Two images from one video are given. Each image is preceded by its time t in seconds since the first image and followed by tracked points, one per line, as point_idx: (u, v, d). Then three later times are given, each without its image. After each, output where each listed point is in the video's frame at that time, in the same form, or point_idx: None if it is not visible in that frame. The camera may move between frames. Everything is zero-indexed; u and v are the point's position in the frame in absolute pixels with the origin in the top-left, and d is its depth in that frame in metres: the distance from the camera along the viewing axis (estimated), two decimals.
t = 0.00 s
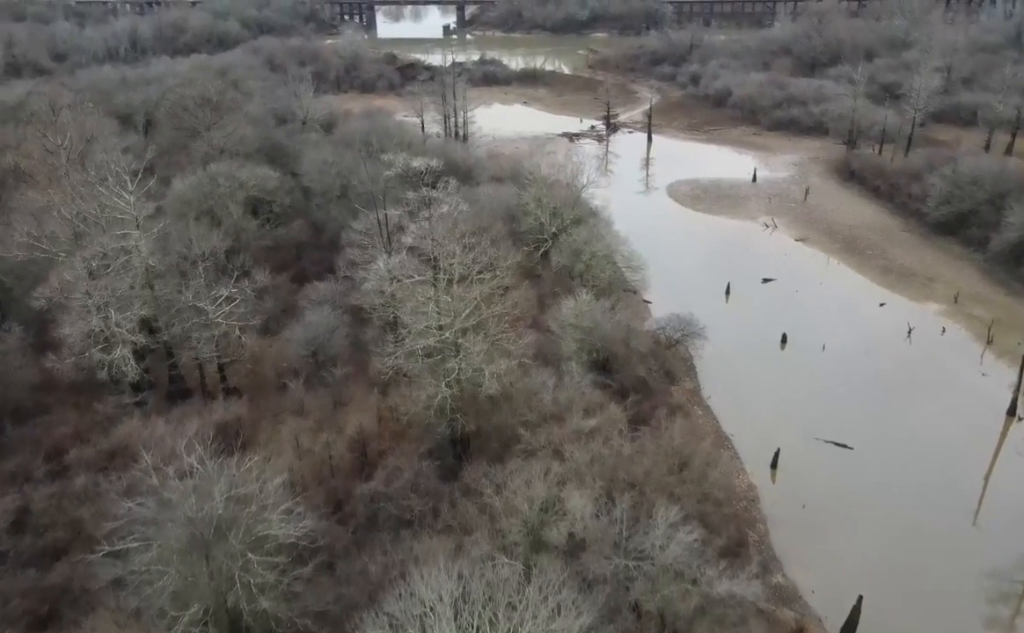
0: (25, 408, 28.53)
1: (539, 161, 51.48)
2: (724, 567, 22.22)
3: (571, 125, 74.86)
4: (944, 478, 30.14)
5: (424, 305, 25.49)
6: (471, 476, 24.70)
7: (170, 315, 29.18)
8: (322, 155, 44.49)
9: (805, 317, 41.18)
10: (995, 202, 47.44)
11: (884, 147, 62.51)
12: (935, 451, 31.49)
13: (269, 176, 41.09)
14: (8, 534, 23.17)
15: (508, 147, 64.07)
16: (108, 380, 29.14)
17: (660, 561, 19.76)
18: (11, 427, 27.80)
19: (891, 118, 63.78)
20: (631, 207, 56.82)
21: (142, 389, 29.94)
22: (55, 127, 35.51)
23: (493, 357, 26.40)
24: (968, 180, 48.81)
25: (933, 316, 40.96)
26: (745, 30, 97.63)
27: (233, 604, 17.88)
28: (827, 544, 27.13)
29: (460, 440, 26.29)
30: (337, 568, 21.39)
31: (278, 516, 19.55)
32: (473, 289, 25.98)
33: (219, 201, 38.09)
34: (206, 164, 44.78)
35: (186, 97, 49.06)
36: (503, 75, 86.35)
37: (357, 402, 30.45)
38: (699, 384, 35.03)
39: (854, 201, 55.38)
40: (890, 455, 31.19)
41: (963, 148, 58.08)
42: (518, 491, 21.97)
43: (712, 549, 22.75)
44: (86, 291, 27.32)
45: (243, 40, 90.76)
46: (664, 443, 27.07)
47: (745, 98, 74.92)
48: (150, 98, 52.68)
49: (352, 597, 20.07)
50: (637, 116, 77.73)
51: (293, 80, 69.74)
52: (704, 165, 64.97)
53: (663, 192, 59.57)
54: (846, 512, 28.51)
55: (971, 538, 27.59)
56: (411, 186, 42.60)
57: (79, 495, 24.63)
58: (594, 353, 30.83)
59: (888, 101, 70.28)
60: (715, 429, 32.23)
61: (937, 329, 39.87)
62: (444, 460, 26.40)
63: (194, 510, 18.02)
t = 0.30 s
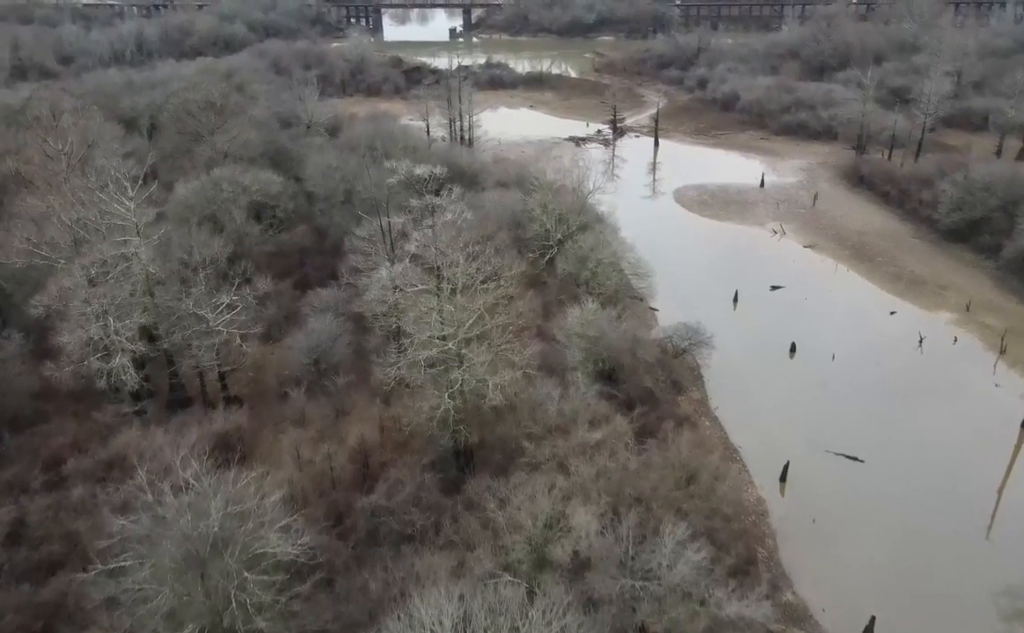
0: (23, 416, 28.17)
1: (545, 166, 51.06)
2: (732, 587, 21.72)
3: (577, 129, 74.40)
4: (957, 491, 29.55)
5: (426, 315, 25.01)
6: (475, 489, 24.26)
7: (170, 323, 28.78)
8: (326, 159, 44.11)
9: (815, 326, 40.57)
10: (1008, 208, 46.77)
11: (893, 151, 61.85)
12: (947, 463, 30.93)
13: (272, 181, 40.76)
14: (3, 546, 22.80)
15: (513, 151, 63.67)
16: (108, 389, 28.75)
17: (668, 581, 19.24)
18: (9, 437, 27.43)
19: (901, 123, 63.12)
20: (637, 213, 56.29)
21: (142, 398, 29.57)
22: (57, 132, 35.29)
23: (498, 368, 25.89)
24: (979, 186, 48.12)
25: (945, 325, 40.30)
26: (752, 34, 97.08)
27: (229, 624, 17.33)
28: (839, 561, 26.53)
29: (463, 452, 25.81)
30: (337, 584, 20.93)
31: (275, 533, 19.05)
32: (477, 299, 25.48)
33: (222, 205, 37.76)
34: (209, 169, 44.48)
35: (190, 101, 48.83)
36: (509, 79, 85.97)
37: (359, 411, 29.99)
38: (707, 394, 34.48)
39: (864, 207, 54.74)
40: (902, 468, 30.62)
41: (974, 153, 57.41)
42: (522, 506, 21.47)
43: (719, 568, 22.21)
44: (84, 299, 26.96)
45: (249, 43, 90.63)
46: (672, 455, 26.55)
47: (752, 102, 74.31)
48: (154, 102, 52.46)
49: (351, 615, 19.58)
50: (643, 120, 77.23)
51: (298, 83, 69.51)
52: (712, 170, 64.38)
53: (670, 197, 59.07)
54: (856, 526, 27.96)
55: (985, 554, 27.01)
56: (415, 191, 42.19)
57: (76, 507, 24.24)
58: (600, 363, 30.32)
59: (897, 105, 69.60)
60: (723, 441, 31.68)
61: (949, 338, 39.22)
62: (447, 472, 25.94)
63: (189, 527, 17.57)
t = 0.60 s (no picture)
0: (22, 425, 27.80)
1: (551, 171, 50.59)
2: (742, 607, 21.17)
3: (584, 133, 73.91)
4: (972, 504, 28.89)
5: (429, 326, 24.55)
6: (478, 503, 23.75)
7: (170, 331, 28.37)
8: (330, 163, 43.71)
9: (824, 335, 39.96)
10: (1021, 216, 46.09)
11: (903, 157, 61.14)
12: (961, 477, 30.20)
13: (275, 186, 40.40)
14: None
15: (519, 156, 63.23)
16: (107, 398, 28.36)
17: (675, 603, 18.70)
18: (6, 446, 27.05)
19: (911, 127, 62.41)
20: (644, 218, 55.75)
21: (141, 407, 29.16)
22: (59, 137, 35.02)
23: (502, 379, 25.40)
24: (992, 193, 47.44)
25: (958, 334, 39.62)
26: (760, 38, 96.46)
27: None
28: (851, 580, 25.79)
29: (466, 465, 25.31)
30: (336, 602, 20.47)
31: (272, 551, 18.57)
32: (481, 309, 25.02)
33: (224, 210, 37.41)
34: (213, 173, 44.15)
35: (194, 105, 48.55)
36: (516, 83, 85.58)
37: (361, 421, 29.53)
38: (715, 406, 33.89)
39: (873, 213, 54.08)
40: (914, 481, 29.97)
41: (985, 159, 56.68)
42: (526, 522, 20.97)
43: (728, 588, 21.65)
44: (83, 307, 26.58)
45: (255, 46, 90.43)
46: (679, 469, 26.01)
47: (761, 106, 73.70)
48: (158, 106, 52.20)
49: None
50: (651, 124, 76.70)
51: (303, 86, 69.23)
52: (720, 175, 63.76)
53: (677, 202, 58.51)
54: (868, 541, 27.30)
55: (1000, 569, 26.33)
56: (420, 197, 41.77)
57: (72, 519, 23.83)
58: (606, 373, 29.83)
59: (907, 110, 68.89)
60: (731, 453, 31.06)
61: (961, 348, 38.53)
62: (450, 485, 25.46)
63: (183, 546, 17.10)
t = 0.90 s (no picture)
0: (22, 433, 27.44)
1: (558, 176, 50.11)
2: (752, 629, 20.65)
3: (591, 137, 73.43)
4: (985, 521, 28.36)
5: (434, 337, 24.07)
6: (482, 517, 23.24)
7: (171, 339, 27.96)
8: (335, 168, 43.33)
9: (835, 344, 39.34)
10: None
11: (915, 162, 60.43)
12: (975, 493, 29.62)
13: (279, 192, 40.05)
14: None
15: (526, 161, 62.77)
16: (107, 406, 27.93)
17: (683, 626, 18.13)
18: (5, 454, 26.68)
19: (923, 133, 61.71)
20: (652, 224, 55.26)
21: (142, 416, 28.74)
22: (64, 142, 34.79)
23: (507, 390, 24.90)
24: (1006, 200, 46.73)
25: (971, 344, 38.97)
26: (769, 41, 95.82)
27: None
28: (863, 597, 25.24)
29: (471, 477, 24.79)
30: (336, 620, 20.03)
31: (270, 570, 18.07)
32: (487, 319, 24.53)
33: (228, 215, 37.04)
34: (217, 177, 43.85)
35: (199, 110, 48.28)
36: (523, 86, 85.18)
37: (364, 431, 29.08)
38: (724, 416, 33.32)
39: (884, 219, 53.41)
40: (927, 496, 29.40)
41: (998, 165, 55.98)
42: (531, 539, 20.46)
43: (737, 609, 21.15)
44: (83, 315, 26.17)
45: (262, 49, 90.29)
46: (688, 483, 25.48)
47: (770, 110, 73.08)
48: (164, 109, 51.95)
49: None
50: (659, 129, 76.14)
51: (310, 89, 68.92)
52: (728, 180, 63.12)
53: (685, 208, 57.94)
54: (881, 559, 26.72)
55: (1016, 588, 25.80)
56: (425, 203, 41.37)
57: (70, 532, 23.44)
58: (613, 383, 29.35)
59: (919, 115, 68.16)
60: (740, 465, 30.48)
61: (974, 357, 37.88)
62: (454, 497, 24.95)
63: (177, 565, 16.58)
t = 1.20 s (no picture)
0: (21, 442, 27.11)
1: (565, 182, 49.58)
2: None
3: (600, 142, 72.93)
4: (1002, 538, 27.71)
5: (439, 348, 23.58)
6: (486, 532, 22.77)
7: (173, 347, 27.56)
8: (340, 173, 42.96)
9: (846, 354, 38.70)
10: None
11: (927, 167, 59.68)
12: (992, 509, 28.92)
13: (285, 197, 39.72)
14: None
15: (533, 166, 62.32)
16: (107, 415, 27.57)
17: None
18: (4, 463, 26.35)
19: (936, 138, 60.93)
20: (660, 229, 54.75)
21: (143, 425, 28.35)
22: (68, 147, 34.54)
23: (513, 402, 24.40)
24: (1021, 207, 45.98)
25: (985, 354, 38.27)
26: (779, 45, 95.15)
27: None
28: (878, 617, 24.58)
29: (476, 490, 24.29)
30: None
31: (269, 589, 17.58)
32: (492, 329, 24.04)
33: (233, 221, 36.73)
34: (222, 182, 43.58)
35: (205, 114, 48.06)
36: (531, 90, 84.82)
37: (367, 441, 28.63)
38: (733, 428, 32.71)
39: (896, 225, 52.72)
40: (942, 511, 28.78)
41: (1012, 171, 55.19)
42: (537, 557, 19.93)
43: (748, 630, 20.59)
44: (83, 323, 25.80)
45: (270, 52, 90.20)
46: (697, 498, 24.94)
47: (780, 115, 72.44)
48: (170, 113, 51.76)
49: None
50: (667, 133, 75.55)
51: (317, 93, 68.70)
52: (737, 185, 62.52)
53: (694, 213, 57.38)
54: (896, 576, 26.09)
55: None
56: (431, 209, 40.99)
57: (67, 544, 23.05)
58: (621, 394, 28.85)
59: (931, 120, 67.40)
60: (751, 479, 29.86)
61: (989, 368, 37.19)
62: (459, 511, 24.45)
63: (173, 583, 16.15)
